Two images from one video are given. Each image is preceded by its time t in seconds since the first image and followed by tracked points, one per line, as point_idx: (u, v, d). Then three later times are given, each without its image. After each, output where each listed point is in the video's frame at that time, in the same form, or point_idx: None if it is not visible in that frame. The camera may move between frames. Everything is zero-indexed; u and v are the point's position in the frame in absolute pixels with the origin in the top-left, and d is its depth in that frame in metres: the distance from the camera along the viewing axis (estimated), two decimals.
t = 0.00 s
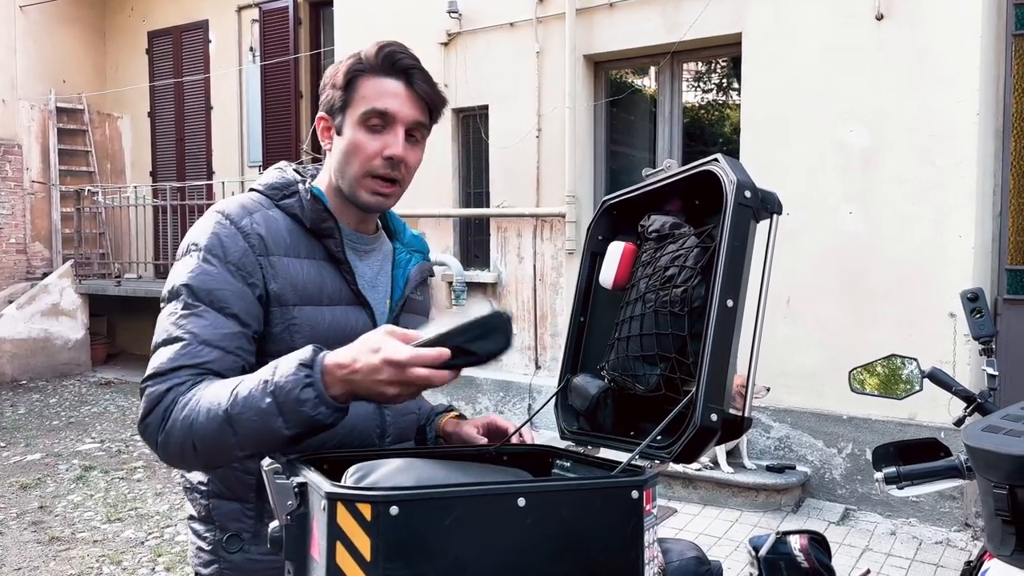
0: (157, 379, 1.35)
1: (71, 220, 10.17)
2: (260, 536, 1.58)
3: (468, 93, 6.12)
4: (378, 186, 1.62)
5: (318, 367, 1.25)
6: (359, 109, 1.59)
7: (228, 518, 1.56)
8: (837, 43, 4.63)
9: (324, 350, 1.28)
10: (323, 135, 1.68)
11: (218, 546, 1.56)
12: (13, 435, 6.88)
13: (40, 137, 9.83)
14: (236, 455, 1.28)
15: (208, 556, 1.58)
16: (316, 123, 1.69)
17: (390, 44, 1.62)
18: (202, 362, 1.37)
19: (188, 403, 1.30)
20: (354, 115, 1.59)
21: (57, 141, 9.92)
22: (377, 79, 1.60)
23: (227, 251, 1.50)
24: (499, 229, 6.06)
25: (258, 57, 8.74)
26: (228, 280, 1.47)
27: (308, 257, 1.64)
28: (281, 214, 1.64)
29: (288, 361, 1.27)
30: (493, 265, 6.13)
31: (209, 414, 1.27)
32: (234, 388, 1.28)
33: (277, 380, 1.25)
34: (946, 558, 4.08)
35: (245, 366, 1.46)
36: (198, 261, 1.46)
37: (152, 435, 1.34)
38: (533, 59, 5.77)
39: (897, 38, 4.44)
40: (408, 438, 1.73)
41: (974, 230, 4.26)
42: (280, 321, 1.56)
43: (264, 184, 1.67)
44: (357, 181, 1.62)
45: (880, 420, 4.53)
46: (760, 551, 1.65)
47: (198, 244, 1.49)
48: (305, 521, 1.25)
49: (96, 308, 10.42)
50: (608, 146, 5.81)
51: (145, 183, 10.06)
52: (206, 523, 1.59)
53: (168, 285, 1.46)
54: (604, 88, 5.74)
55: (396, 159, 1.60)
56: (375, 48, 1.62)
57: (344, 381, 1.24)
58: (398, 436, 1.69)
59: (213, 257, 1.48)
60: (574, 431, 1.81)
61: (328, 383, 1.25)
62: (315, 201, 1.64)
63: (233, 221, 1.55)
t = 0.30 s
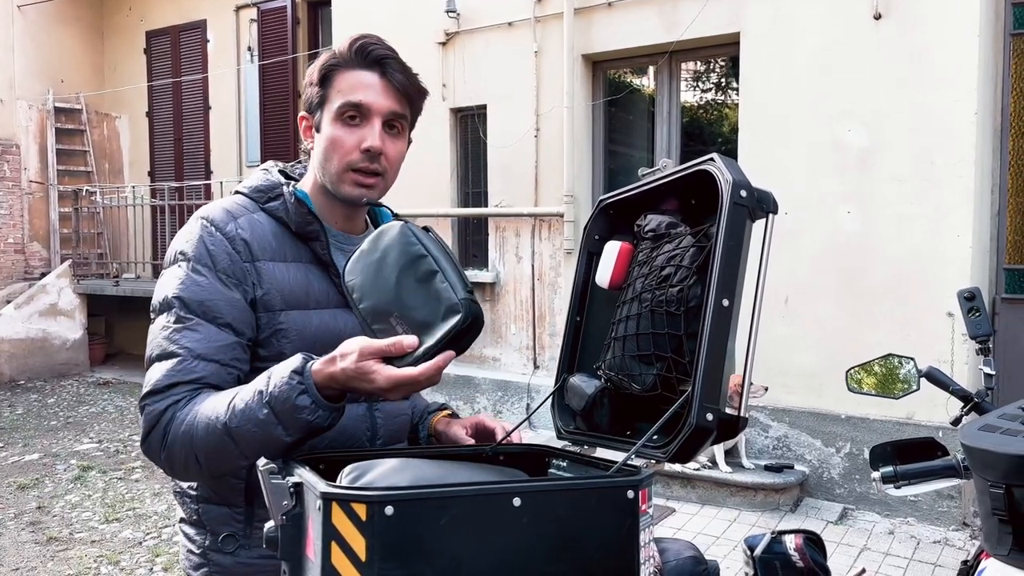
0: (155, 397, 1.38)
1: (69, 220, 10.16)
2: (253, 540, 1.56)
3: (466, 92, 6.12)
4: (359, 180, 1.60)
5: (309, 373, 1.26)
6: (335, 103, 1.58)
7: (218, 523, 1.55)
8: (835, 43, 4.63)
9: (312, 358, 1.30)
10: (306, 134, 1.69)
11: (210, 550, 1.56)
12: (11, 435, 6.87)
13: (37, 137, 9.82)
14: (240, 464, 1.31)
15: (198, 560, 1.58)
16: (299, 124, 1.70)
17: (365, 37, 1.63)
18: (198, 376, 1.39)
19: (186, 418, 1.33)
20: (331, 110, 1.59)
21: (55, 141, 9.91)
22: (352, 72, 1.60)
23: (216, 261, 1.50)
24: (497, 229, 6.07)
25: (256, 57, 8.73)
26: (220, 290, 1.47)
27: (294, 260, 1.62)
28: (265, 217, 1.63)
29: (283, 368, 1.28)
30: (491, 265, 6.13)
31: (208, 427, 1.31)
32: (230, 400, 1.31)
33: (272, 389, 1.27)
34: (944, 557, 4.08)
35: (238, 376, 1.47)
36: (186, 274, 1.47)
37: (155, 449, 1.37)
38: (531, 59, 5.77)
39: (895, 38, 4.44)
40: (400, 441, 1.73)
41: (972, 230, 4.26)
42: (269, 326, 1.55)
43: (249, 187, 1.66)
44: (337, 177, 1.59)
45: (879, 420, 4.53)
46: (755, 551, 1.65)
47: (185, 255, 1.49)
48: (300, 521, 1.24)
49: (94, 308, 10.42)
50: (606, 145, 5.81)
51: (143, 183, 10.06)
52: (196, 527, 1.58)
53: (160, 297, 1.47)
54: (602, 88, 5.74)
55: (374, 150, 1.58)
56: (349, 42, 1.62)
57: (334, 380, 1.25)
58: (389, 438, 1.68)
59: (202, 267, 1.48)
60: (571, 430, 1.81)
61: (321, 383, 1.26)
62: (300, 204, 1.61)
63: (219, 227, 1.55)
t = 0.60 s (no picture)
0: (144, 400, 1.37)
1: (67, 220, 10.16)
2: (246, 543, 1.56)
3: (464, 92, 6.11)
4: (350, 178, 1.59)
5: (300, 371, 1.26)
6: (326, 101, 1.58)
7: (211, 525, 1.54)
8: (832, 43, 4.63)
9: (304, 356, 1.30)
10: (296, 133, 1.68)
11: (204, 552, 1.55)
12: (8, 436, 6.86)
13: (35, 137, 9.80)
14: (231, 464, 1.30)
15: (191, 563, 1.57)
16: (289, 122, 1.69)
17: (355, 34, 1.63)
18: (188, 378, 1.39)
19: (175, 420, 1.33)
20: (322, 109, 1.58)
21: (53, 141, 9.90)
22: (341, 70, 1.60)
23: (205, 262, 1.50)
24: (495, 228, 6.06)
25: (254, 57, 8.72)
26: (209, 291, 1.47)
27: (285, 260, 1.62)
28: (255, 217, 1.63)
29: (274, 367, 1.28)
30: (489, 265, 6.13)
31: (198, 428, 1.30)
32: (220, 401, 1.30)
33: (262, 388, 1.26)
34: (942, 556, 4.09)
35: (228, 377, 1.47)
36: (175, 275, 1.46)
37: (144, 452, 1.37)
38: (528, 59, 5.77)
39: (892, 38, 4.44)
40: (393, 441, 1.73)
41: (969, 229, 4.26)
42: (259, 327, 1.55)
43: (238, 188, 1.66)
44: (328, 175, 1.59)
45: (877, 419, 4.53)
46: (749, 551, 1.65)
47: (174, 257, 1.49)
48: (293, 522, 1.24)
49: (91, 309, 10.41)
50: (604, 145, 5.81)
51: (141, 183, 10.05)
52: (190, 530, 1.58)
53: (149, 299, 1.46)
54: (599, 88, 5.73)
55: (365, 148, 1.57)
56: (339, 39, 1.62)
57: (325, 377, 1.24)
58: (381, 438, 1.69)
59: (191, 268, 1.48)
60: (566, 431, 1.81)
61: (312, 381, 1.26)
62: (290, 204, 1.60)
63: (208, 228, 1.55)
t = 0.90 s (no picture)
0: (142, 403, 1.36)
1: (64, 220, 10.14)
2: (243, 545, 1.55)
3: (462, 91, 6.11)
4: (347, 178, 1.59)
5: (299, 369, 1.26)
6: (323, 100, 1.58)
7: (208, 526, 1.54)
8: (830, 43, 4.63)
9: (302, 354, 1.29)
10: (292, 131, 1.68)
11: (201, 554, 1.55)
12: (6, 436, 6.85)
13: (32, 137, 9.78)
14: (230, 465, 1.30)
15: (188, 565, 1.57)
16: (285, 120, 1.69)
17: (352, 32, 1.62)
18: (185, 380, 1.38)
19: (173, 421, 1.32)
20: (319, 107, 1.58)
21: (50, 141, 9.89)
22: (338, 69, 1.59)
23: (202, 263, 1.49)
24: (493, 228, 6.06)
25: (252, 57, 8.71)
26: (207, 292, 1.47)
27: (281, 261, 1.62)
28: (251, 217, 1.63)
29: (272, 366, 1.28)
30: (488, 265, 6.14)
31: (196, 429, 1.30)
32: (218, 402, 1.30)
33: (262, 386, 1.26)
34: (940, 556, 4.09)
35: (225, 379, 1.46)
36: (171, 276, 1.46)
37: (143, 455, 1.36)
38: (526, 58, 5.77)
39: (890, 38, 4.45)
40: (390, 442, 1.73)
41: (967, 229, 4.27)
42: (257, 327, 1.55)
43: (234, 187, 1.65)
44: (324, 174, 1.59)
45: (875, 419, 4.53)
46: (748, 551, 1.65)
47: (170, 258, 1.49)
48: (290, 522, 1.24)
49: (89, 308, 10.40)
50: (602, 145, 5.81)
51: (138, 183, 10.04)
52: (187, 533, 1.57)
53: (146, 300, 1.46)
54: (598, 88, 5.72)
55: (363, 148, 1.57)
56: (336, 37, 1.62)
57: (324, 375, 1.24)
58: (379, 439, 1.69)
59: (188, 269, 1.47)
60: (563, 431, 1.80)
61: (311, 379, 1.25)
62: (287, 204, 1.60)
63: (204, 228, 1.54)
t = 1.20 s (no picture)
0: (147, 404, 1.37)
1: (62, 220, 10.13)
2: (246, 546, 1.55)
3: (460, 91, 6.11)
4: (352, 179, 1.60)
5: (305, 369, 1.26)
6: (328, 101, 1.57)
7: (212, 526, 1.54)
8: (828, 43, 4.64)
9: (307, 355, 1.30)
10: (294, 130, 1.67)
11: (204, 555, 1.55)
12: (3, 436, 6.84)
13: (30, 137, 9.76)
14: (235, 466, 1.30)
15: (191, 567, 1.57)
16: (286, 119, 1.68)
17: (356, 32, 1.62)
18: (190, 381, 1.38)
19: (178, 422, 1.33)
20: (323, 108, 1.58)
21: (48, 141, 9.87)
22: (342, 69, 1.59)
23: (205, 264, 1.49)
24: (492, 228, 6.06)
25: (250, 57, 8.70)
26: (211, 292, 1.47)
27: (284, 261, 1.62)
28: (254, 217, 1.63)
29: (277, 366, 1.28)
30: (487, 265, 6.14)
31: (201, 429, 1.30)
32: (223, 402, 1.30)
33: (267, 387, 1.26)
34: (938, 555, 4.09)
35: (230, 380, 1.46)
36: (175, 277, 1.46)
37: (147, 456, 1.37)
38: (525, 58, 5.77)
39: (888, 38, 4.45)
40: (392, 441, 1.74)
41: (965, 229, 4.28)
42: (260, 328, 1.55)
43: (236, 187, 1.65)
44: (329, 175, 1.59)
45: (873, 419, 4.54)
46: (750, 550, 1.66)
47: (174, 259, 1.49)
48: (294, 522, 1.24)
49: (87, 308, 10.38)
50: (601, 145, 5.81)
51: (136, 183, 10.02)
52: (190, 535, 1.58)
53: (149, 300, 1.46)
54: (597, 88, 5.73)
55: (367, 150, 1.58)
56: (340, 36, 1.61)
57: (329, 375, 1.24)
58: (383, 439, 1.71)
59: (192, 270, 1.47)
60: (565, 430, 1.81)
61: (317, 380, 1.26)
62: (290, 204, 1.60)
63: (207, 229, 1.54)
